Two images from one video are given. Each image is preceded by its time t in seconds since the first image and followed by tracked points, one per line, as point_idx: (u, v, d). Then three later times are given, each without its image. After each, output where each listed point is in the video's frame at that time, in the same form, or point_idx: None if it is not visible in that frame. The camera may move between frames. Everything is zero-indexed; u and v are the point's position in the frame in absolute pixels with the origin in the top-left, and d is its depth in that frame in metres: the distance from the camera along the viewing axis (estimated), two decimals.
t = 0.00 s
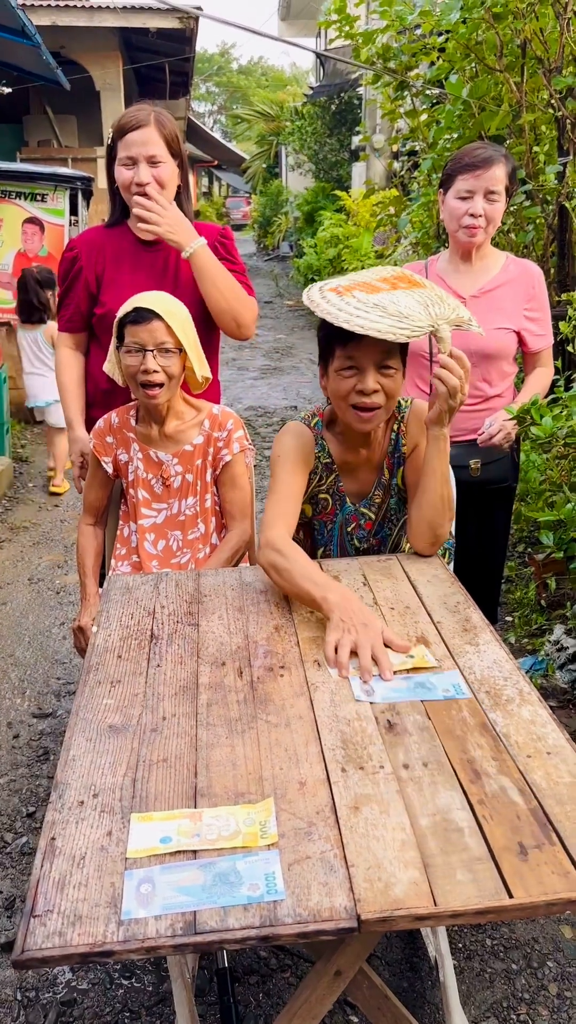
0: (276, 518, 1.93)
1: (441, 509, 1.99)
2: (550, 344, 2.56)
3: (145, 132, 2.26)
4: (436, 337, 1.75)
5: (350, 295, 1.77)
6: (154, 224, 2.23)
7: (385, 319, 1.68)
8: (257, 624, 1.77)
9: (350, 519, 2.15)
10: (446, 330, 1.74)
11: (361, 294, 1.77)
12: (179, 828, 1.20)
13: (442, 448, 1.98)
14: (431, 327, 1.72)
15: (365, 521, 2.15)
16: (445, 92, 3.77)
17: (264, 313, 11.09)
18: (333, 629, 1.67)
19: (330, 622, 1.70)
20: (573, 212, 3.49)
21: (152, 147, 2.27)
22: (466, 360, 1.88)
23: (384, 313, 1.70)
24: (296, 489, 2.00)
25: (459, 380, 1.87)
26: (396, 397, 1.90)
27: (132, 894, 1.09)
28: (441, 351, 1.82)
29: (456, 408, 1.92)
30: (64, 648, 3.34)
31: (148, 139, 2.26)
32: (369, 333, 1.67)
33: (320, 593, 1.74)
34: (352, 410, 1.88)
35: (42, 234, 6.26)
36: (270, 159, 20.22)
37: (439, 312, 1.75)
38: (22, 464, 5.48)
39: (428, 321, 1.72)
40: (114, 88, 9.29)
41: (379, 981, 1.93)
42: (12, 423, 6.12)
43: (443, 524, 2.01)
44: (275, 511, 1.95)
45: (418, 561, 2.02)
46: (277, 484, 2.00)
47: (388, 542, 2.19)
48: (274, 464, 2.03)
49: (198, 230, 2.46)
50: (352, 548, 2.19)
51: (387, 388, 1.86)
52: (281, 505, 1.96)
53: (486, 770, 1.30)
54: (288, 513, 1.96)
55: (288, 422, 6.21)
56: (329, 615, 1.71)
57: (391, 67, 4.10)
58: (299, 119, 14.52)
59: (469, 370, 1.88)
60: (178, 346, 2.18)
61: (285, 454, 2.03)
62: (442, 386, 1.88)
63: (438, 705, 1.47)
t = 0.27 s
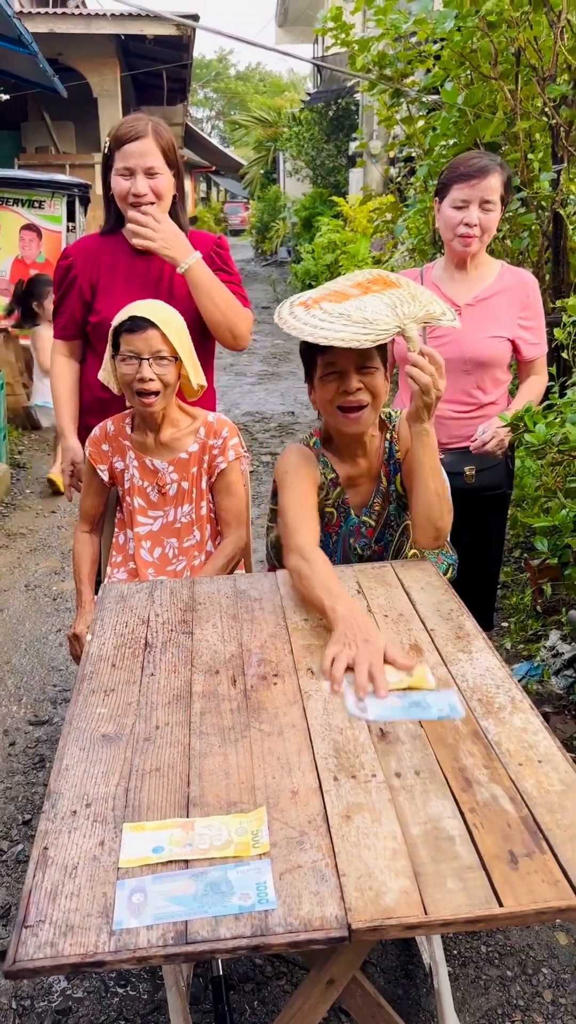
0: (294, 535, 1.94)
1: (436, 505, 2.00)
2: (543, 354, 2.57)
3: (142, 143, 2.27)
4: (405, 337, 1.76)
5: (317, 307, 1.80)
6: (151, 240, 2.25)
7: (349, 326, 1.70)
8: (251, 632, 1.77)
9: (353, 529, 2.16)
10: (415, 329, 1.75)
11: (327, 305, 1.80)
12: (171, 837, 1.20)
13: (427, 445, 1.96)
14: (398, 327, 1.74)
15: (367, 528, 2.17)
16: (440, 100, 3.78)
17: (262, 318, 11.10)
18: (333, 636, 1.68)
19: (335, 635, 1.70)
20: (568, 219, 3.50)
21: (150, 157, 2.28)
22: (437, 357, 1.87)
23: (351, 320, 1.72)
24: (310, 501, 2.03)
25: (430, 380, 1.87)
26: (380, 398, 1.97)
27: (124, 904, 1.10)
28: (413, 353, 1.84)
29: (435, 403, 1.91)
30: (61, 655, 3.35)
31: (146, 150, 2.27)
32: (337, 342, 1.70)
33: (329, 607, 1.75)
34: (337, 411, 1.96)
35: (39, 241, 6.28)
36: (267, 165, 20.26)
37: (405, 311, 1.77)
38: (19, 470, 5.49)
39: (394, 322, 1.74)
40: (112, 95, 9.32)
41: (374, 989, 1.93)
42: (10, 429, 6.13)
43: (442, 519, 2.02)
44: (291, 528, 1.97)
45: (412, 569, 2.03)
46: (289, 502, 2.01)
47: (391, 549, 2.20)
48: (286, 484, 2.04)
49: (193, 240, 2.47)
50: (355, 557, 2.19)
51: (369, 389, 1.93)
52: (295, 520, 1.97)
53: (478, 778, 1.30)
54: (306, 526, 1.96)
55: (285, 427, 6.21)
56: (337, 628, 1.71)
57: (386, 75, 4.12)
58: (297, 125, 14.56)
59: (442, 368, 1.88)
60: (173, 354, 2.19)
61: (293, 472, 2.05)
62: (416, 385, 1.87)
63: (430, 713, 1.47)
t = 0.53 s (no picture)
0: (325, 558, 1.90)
1: (470, 508, 2.01)
2: (535, 360, 2.60)
3: (134, 145, 2.30)
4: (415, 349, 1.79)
5: (322, 328, 1.78)
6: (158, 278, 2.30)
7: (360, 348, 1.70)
8: (243, 637, 1.78)
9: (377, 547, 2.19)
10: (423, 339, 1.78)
11: (331, 325, 1.77)
12: (161, 840, 1.21)
13: (451, 452, 1.95)
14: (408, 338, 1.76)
15: (388, 542, 2.19)
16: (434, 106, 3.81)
17: (258, 323, 11.12)
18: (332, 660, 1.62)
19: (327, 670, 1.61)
20: (560, 224, 3.52)
21: (141, 160, 2.30)
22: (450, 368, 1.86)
23: (358, 339, 1.72)
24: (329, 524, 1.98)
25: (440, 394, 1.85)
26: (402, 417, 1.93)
27: (113, 907, 1.10)
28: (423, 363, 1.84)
29: (452, 410, 1.91)
30: (56, 660, 3.35)
31: (137, 152, 2.29)
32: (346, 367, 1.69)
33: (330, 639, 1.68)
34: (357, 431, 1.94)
35: (35, 246, 6.29)
36: (264, 170, 20.32)
37: (411, 322, 1.78)
38: (15, 475, 5.50)
39: (403, 337, 1.75)
40: (108, 101, 9.36)
41: (367, 992, 1.94)
42: (6, 435, 6.14)
43: (476, 521, 2.03)
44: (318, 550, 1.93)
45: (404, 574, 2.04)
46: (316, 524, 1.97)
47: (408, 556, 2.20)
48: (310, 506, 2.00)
49: (186, 246, 2.49)
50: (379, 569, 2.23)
51: (389, 409, 1.90)
52: (323, 543, 1.93)
53: (466, 780, 1.31)
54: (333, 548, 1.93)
55: (281, 432, 6.23)
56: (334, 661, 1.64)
57: (380, 82, 4.14)
58: (293, 131, 14.61)
59: (456, 376, 1.87)
60: (167, 359, 2.20)
61: (317, 496, 2.01)
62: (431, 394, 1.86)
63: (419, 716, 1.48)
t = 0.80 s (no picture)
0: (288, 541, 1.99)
1: (464, 511, 2.02)
2: (524, 365, 2.59)
3: (127, 154, 2.31)
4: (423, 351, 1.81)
5: (329, 325, 1.80)
6: (166, 293, 2.32)
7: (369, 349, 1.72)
8: (234, 641, 1.79)
9: (359, 534, 2.17)
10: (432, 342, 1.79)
11: (339, 323, 1.80)
12: (149, 844, 1.22)
13: (450, 455, 1.98)
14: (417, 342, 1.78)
15: (374, 535, 2.17)
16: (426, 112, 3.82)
17: (254, 328, 11.14)
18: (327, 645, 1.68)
19: (324, 651, 1.69)
20: (552, 229, 3.54)
21: (134, 169, 2.32)
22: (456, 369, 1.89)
23: (366, 340, 1.75)
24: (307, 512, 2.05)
25: (448, 394, 1.88)
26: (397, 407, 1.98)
27: (100, 910, 1.11)
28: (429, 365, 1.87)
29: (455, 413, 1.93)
30: (49, 665, 3.35)
31: (129, 161, 2.31)
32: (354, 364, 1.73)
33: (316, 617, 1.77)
34: (351, 418, 1.99)
35: (30, 251, 6.30)
36: (259, 175, 20.35)
37: (419, 325, 1.80)
38: (9, 480, 5.50)
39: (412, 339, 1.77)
40: (104, 106, 9.39)
41: (358, 996, 1.94)
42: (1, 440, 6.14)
43: (470, 524, 2.04)
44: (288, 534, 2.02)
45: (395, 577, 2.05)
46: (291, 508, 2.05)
47: (395, 554, 2.20)
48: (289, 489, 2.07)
49: (178, 253, 2.50)
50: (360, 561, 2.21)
51: (384, 399, 1.95)
52: (294, 528, 2.02)
53: (453, 783, 1.32)
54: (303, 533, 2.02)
55: (276, 436, 6.24)
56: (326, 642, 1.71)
57: (373, 88, 4.16)
58: (288, 136, 14.64)
59: (461, 380, 1.90)
60: (158, 364, 2.21)
61: (296, 481, 2.07)
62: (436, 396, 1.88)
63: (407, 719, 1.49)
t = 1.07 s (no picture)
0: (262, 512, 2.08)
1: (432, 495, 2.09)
2: (518, 366, 2.60)
3: (124, 158, 2.30)
4: (405, 336, 1.83)
5: (318, 305, 1.82)
6: (168, 295, 2.31)
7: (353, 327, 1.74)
8: (227, 642, 1.79)
9: (338, 506, 2.16)
10: (414, 329, 1.81)
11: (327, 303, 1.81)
12: (141, 845, 1.21)
13: (422, 437, 2.07)
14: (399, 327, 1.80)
15: (353, 508, 2.16)
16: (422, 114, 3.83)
17: (251, 330, 11.15)
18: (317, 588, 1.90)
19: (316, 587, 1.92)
20: (546, 231, 3.54)
21: (131, 173, 2.31)
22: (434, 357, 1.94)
23: (352, 319, 1.76)
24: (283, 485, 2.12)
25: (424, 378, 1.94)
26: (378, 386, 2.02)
27: (91, 912, 1.11)
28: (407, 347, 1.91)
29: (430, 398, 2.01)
30: (44, 668, 3.35)
31: (127, 165, 2.30)
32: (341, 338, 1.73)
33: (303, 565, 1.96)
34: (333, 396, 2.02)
35: (26, 254, 6.30)
36: (256, 178, 20.37)
37: (405, 311, 1.82)
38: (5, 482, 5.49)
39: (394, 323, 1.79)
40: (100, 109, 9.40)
41: (353, 997, 1.94)
42: None
43: (438, 508, 2.11)
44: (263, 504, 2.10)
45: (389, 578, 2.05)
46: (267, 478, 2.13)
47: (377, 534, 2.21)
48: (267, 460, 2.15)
49: (174, 254, 2.50)
50: (342, 538, 2.20)
51: (366, 377, 1.98)
52: (271, 501, 2.10)
53: (445, 783, 1.32)
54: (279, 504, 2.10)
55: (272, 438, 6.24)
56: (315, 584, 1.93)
57: (368, 90, 4.16)
58: (284, 139, 14.66)
59: (437, 367, 1.95)
60: (152, 366, 2.20)
61: (275, 455, 2.14)
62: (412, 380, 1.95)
63: (400, 719, 1.49)
